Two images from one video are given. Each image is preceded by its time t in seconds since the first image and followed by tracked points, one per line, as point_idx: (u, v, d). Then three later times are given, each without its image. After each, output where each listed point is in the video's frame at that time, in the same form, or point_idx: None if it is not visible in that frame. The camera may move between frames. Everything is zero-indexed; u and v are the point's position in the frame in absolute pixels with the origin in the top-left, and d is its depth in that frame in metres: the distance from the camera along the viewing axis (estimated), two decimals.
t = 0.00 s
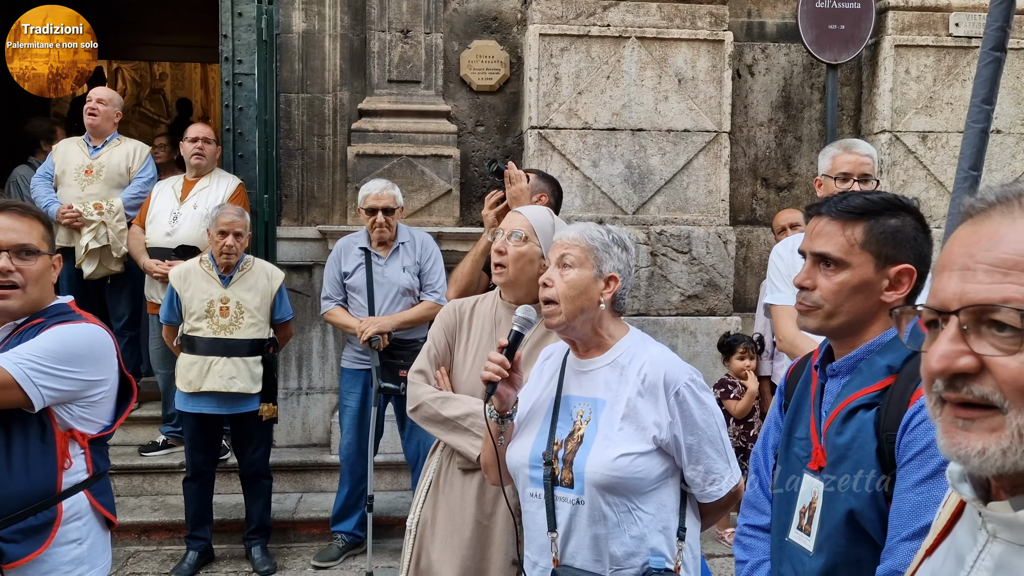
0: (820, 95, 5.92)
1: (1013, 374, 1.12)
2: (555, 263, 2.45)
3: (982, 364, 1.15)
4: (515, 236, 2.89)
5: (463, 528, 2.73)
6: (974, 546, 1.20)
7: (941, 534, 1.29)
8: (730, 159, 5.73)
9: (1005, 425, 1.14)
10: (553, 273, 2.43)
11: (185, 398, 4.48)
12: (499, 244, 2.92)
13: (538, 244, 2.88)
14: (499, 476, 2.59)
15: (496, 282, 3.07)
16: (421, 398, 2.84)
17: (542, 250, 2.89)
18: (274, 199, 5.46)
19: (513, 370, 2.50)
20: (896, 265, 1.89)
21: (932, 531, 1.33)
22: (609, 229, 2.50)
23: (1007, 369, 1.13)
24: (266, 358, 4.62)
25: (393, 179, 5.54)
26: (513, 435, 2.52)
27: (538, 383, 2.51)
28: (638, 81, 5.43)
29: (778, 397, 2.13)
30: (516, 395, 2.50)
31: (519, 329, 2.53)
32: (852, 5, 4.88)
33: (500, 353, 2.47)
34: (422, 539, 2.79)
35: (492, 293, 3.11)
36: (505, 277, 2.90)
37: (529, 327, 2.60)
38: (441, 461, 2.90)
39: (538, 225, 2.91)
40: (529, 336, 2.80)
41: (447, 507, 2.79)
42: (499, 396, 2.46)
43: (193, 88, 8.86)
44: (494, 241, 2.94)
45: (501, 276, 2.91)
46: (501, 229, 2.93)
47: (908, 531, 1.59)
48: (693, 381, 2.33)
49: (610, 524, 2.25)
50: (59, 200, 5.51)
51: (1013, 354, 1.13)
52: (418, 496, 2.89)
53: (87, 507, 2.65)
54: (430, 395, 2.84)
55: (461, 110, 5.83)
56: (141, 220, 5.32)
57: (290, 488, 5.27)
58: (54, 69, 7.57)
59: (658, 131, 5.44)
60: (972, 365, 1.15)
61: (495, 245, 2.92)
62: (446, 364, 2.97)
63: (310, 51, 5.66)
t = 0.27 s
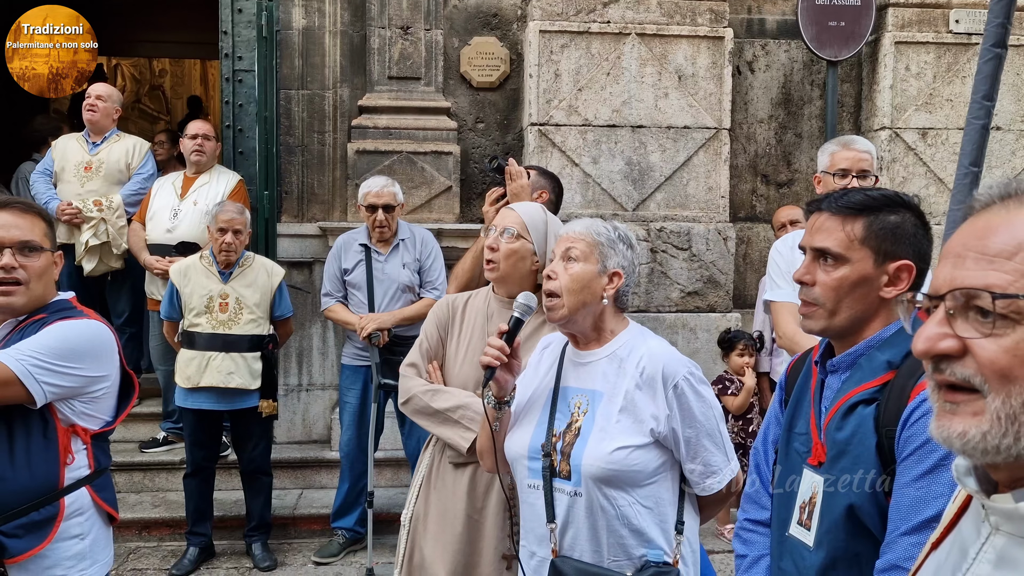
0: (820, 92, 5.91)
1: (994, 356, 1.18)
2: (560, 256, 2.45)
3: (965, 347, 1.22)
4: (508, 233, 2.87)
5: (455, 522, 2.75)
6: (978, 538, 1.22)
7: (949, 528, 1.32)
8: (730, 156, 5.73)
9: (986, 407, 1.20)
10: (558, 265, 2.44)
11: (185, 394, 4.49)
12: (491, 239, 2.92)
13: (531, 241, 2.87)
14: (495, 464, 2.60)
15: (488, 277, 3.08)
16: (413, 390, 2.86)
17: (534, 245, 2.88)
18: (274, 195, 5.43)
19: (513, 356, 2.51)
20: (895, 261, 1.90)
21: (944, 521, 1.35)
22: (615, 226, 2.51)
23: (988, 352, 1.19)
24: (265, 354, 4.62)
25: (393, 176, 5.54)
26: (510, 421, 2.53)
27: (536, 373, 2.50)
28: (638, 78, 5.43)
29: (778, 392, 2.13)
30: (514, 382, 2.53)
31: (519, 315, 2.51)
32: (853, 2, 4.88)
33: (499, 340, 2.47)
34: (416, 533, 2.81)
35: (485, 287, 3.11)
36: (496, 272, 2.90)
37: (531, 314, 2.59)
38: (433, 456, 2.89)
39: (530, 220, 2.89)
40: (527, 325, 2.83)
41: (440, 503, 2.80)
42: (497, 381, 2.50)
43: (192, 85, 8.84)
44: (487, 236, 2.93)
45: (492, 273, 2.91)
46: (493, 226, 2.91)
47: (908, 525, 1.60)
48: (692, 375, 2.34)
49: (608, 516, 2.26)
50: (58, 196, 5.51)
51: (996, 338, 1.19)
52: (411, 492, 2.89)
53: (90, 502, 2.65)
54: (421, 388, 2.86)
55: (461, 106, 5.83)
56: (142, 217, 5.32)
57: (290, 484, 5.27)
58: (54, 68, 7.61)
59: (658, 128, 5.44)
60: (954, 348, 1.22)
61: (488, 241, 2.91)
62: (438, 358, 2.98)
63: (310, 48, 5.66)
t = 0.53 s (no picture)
0: (820, 88, 5.91)
1: (994, 342, 1.20)
2: (563, 253, 2.45)
3: (966, 334, 1.23)
4: (496, 227, 2.87)
5: (446, 520, 2.75)
6: (980, 528, 1.23)
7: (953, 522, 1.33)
8: (730, 152, 5.73)
9: (984, 393, 1.21)
10: (562, 263, 2.43)
11: (184, 390, 4.49)
12: (478, 234, 2.91)
13: (519, 235, 2.88)
14: (498, 463, 2.60)
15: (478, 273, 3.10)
16: (402, 387, 2.85)
17: (522, 240, 2.88)
18: (273, 191, 5.44)
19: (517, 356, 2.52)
20: (896, 257, 1.89)
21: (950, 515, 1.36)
22: (617, 222, 2.50)
23: (989, 338, 1.20)
24: (265, 351, 4.60)
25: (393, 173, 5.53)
26: (514, 420, 2.53)
27: (539, 371, 2.53)
28: (638, 74, 5.42)
29: (778, 389, 2.13)
30: (517, 382, 2.52)
31: (524, 316, 2.51)
32: None
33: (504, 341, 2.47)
34: (406, 530, 2.82)
35: (473, 283, 3.12)
36: (484, 266, 2.90)
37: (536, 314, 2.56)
38: (422, 454, 2.90)
39: (518, 214, 2.90)
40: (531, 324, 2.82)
41: (430, 501, 2.80)
42: (501, 382, 2.47)
43: (191, 82, 8.85)
44: (475, 230, 2.93)
45: (481, 266, 2.91)
46: (481, 219, 2.91)
47: (908, 521, 1.60)
48: (694, 371, 2.33)
49: (609, 511, 2.26)
50: (57, 192, 5.51)
51: (997, 325, 1.20)
52: (400, 489, 2.89)
53: (90, 498, 2.65)
54: (410, 384, 2.85)
55: (460, 103, 5.82)
56: (141, 213, 5.32)
57: (290, 480, 5.28)
58: (54, 69, 7.58)
59: (658, 124, 5.44)
60: (955, 334, 1.24)
61: (476, 235, 2.91)
62: (427, 355, 2.98)
63: (310, 44, 5.65)
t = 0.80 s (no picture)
0: (818, 85, 5.91)
1: (982, 331, 1.21)
2: (562, 250, 2.44)
3: (958, 320, 1.25)
4: (485, 222, 2.87)
5: (435, 518, 2.75)
6: (975, 522, 1.23)
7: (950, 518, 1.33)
8: (729, 149, 5.72)
9: (969, 375, 1.23)
10: (561, 259, 2.42)
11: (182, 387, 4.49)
12: (468, 230, 2.90)
13: (508, 230, 2.88)
14: (497, 460, 2.58)
15: (465, 270, 3.10)
16: (390, 384, 2.85)
17: (512, 235, 2.89)
18: (270, 188, 5.49)
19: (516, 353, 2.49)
20: (895, 253, 1.89)
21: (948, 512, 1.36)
22: (616, 219, 2.50)
23: (979, 325, 1.21)
24: (263, 349, 4.59)
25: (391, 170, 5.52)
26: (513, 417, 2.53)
27: (537, 367, 2.52)
28: (637, 71, 5.41)
29: (775, 385, 2.13)
30: (517, 378, 2.50)
31: (524, 312, 2.48)
32: None
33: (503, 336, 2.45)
34: (394, 529, 2.80)
35: (461, 280, 3.13)
36: (474, 261, 2.88)
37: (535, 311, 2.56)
38: (410, 452, 2.91)
39: (508, 210, 2.90)
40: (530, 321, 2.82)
41: (418, 499, 2.80)
42: (500, 378, 2.46)
43: (189, 79, 8.78)
44: (464, 226, 2.92)
45: (470, 261, 2.88)
46: (470, 215, 2.91)
47: (907, 518, 1.59)
48: (692, 367, 2.33)
49: (608, 507, 2.26)
50: (53, 189, 5.50)
51: (987, 313, 1.21)
52: (388, 487, 2.89)
53: (87, 495, 2.65)
54: (398, 381, 2.85)
55: (458, 99, 5.82)
56: (138, 210, 5.31)
57: (288, 478, 5.27)
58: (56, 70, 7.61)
59: (657, 121, 5.43)
60: (948, 319, 1.26)
61: (465, 231, 2.90)
62: (415, 352, 2.99)
63: (307, 41, 5.64)
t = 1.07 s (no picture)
0: (813, 83, 5.92)
1: (959, 316, 1.22)
2: (557, 248, 2.45)
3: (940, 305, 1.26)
4: (475, 220, 2.87)
5: (424, 518, 2.76)
6: (962, 518, 1.24)
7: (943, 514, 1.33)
8: (724, 147, 5.73)
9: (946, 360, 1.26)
10: (556, 258, 2.43)
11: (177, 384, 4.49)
12: (457, 227, 2.90)
13: (498, 228, 2.88)
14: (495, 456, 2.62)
15: (454, 266, 3.10)
16: (378, 382, 2.85)
17: (501, 233, 2.89)
18: (266, 186, 5.41)
19: (513, 349, 2.48)
20: (889, 250, 1.90)
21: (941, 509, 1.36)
22: (611, 216, 2.50)
23: (957, 311, 1.23)
24: (258, 349, 4.56)
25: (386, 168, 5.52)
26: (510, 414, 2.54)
27: (535, 364, 2.54)
28: (632, 69, 5.42)
29: (769, 382, 2.14)
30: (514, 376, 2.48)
31: (519, 310, 2.50)
32: None
33: (500, 334, 2.45)
34: (383, 529, 2.81)
35: (450, 277, 3.12)
36: (463, 260, 2.90)
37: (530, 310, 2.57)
38: (398, 451, 2.90)
39: (497, 208, 2.90)
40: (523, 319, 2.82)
41: (407, 499, 2.81)
42: (497, 375, 2.45)
43: (184, 77, 8.76)
44: (452, 224, 2.92)
45: (459, 259, 2.90)
46: (459, 212, 2.90)
47: (899, 515, 1.60)
48: (688, 365, 2.33)
49: (603, 504, 2.26)
50: (48, 188, 5.50)
51: (965, 299, 1.22)
52: (376, 487, 2.89)
53: (81, 494, 2.64)
54: (386, 380, 2.85)
55: (453, 98, 5.82)
56: (133, 208, 5.30)
57: (283, 476, 5.27)
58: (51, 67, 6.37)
59: (652, 119, 5.44)
60: (930, 304, 1.28)
61: (454, 229, 2.89)
62: (403, 350, 2.98)
63: (302, 39, 5.63)
